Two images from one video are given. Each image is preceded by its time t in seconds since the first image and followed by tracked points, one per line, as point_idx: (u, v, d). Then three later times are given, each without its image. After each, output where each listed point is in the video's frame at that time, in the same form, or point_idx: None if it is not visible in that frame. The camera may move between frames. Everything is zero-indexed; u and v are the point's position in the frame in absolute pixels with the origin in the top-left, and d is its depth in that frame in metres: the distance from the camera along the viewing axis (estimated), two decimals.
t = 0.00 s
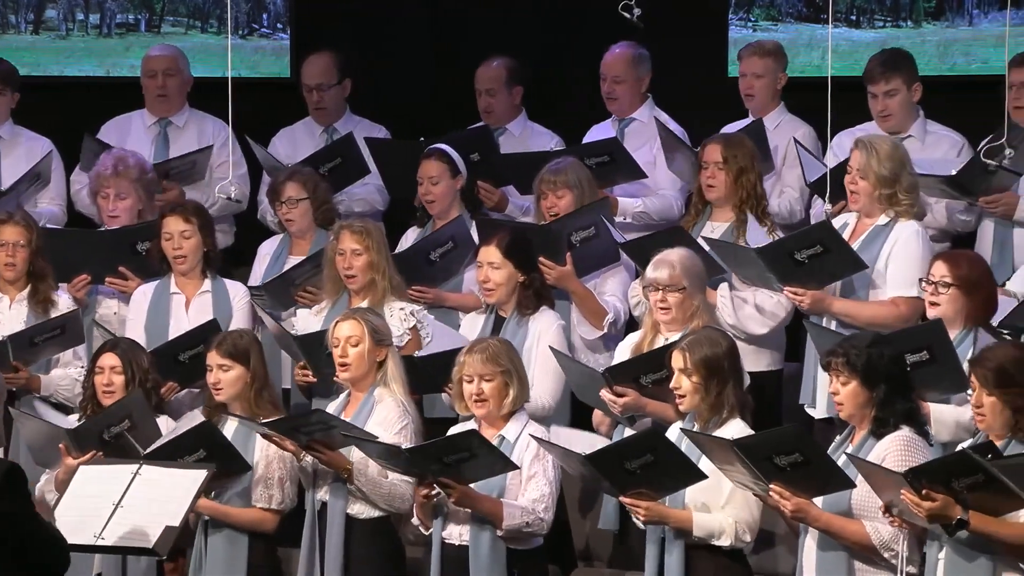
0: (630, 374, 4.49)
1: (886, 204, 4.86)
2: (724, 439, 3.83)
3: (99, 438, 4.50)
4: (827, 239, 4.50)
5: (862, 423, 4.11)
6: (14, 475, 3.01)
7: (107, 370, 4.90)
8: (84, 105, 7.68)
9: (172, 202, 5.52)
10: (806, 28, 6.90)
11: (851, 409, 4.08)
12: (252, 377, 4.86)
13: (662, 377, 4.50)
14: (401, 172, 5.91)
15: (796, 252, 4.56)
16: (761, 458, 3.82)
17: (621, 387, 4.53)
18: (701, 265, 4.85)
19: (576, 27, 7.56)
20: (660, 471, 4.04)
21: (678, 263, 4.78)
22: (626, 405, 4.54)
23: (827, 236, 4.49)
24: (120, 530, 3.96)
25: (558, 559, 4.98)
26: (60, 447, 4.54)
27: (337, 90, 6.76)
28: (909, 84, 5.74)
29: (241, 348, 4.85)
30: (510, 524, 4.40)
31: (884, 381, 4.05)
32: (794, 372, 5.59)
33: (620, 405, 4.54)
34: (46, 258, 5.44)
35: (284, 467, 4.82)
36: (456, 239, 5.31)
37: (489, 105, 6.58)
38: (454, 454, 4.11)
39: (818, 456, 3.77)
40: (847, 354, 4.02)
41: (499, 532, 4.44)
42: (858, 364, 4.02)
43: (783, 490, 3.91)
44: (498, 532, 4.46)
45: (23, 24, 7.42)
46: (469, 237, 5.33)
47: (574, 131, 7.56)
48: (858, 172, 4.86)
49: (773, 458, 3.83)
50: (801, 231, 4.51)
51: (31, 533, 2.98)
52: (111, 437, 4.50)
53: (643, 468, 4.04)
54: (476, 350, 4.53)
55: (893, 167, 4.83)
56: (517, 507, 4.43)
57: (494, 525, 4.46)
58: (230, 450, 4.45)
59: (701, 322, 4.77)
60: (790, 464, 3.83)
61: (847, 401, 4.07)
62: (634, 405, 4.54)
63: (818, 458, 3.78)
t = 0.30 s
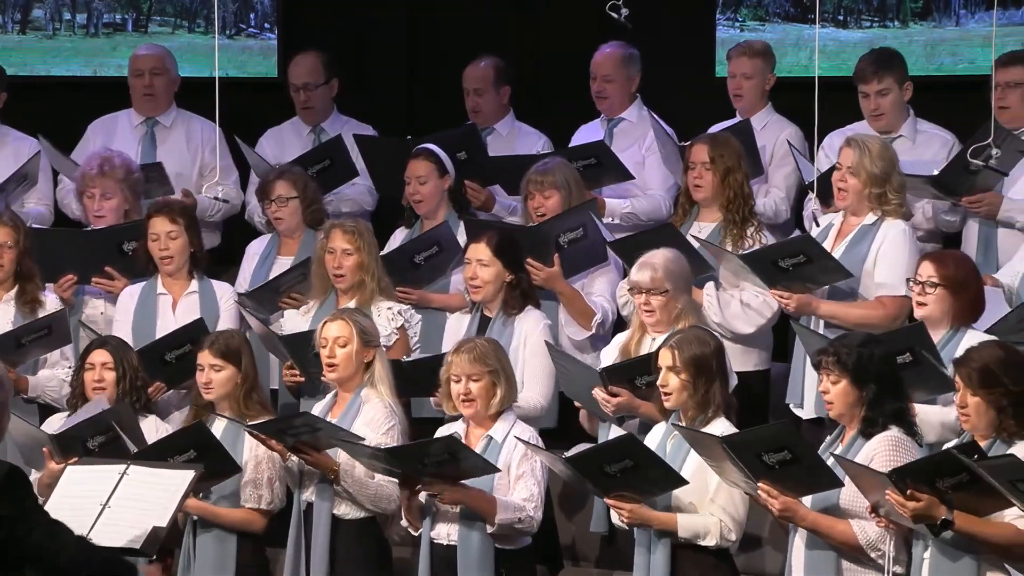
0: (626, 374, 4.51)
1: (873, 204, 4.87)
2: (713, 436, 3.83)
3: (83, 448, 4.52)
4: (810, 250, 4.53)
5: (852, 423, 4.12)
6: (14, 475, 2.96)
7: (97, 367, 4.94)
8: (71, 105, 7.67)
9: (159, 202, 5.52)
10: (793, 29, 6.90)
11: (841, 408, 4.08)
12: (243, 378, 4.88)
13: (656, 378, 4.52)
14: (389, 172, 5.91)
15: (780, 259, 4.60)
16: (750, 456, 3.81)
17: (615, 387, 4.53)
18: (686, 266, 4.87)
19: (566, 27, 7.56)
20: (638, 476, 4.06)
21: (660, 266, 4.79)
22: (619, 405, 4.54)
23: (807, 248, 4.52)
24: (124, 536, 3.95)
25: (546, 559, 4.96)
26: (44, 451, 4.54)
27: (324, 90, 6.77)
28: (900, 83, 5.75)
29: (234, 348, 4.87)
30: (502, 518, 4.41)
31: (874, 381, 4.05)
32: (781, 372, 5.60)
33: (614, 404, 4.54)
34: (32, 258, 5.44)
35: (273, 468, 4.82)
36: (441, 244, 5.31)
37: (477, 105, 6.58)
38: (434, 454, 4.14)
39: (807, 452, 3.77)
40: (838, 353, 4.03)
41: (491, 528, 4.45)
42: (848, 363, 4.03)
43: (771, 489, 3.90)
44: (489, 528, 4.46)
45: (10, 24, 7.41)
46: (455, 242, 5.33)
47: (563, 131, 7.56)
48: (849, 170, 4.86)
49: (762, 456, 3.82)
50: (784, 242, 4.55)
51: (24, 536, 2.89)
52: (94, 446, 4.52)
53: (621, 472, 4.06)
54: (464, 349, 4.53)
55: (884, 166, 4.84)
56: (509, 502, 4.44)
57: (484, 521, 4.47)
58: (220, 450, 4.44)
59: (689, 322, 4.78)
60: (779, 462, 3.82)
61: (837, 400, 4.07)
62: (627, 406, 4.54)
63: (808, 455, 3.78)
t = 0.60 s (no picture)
0: (612, 374, 4.51)
1: (862, 204, 4.88)
2: (700, 437, 3.84)
3: (61, 447, 4.48)
4: (798, 254, 4.53)
5: (839, 423, 4.11)
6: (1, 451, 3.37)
7: (87, 364, 4.92)
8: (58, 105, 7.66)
9: (145, 202, 5.52)
10: (780, 29, 6.91)
11: (829, 408, 4.08)
12: (234, 378, 4.89)
13: (642, 380, 4.52)
14: (378, 171, 5.87)
15: (771, 262, 4.60)
16: (734, 455, 3.81)
17: (601, 386, 4.53)
18: (672, 267, 4.88)
19: (555, 28, 7.56)
20: (626, 481, 4.06)
21: (647, 268, 4.79)
22: (605, 404, 4.55)
23: (796, 252, 4.52)
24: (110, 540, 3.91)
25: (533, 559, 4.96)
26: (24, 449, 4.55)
27: (312, 87, 6.79)
28: (889, 82, 5.75)
29: (226, 347, 4.88)
30: (509, 520, 4.44)
31: (862, 381, 4.06)
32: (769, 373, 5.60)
33: (599, 404, 4.54)
34: (19, 258, 5.42)
35: (261, 467, 4.82)
36: (428, 249, 5.31)
37: (463, 104, 6.59)
38: (422, 457, 4.13)
39: (791, 454, 3.77)
40: (827, 353, 4.04)
41: (494, 529, 4.47)
42: (838, 363, 4.04)
43: (755, 489, 3.92)
44: (492, 529, 4.48)
45: None
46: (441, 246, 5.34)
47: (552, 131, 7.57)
48: (842, 167, 4.85)
49: (746, 456, 3.82)
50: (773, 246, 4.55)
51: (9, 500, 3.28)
52: (74, 447, 4.47)
53: (609, 477, 4.06)
54: (450, 349, 4.53)
55: (876, 165, 4.85)
56: (515, 501, 4.45)
57: (480, 522, 4.47)
58: (210, 455, 4.47)
59: (676, 322, 4.78)
60: (762, 462, 3.82)
61: (826, 399, 4.08)
62: (613, 405, 4.54)
63: (793, 458, 3.78)
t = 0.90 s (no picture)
0: (597, 372, 4.53)
1: (849, 202, 4.88)
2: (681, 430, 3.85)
3: (39, 442, 4.54)
4: (783, 256, 4.54)
5: (822, 419, 4.13)
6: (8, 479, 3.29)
7: (75, 360, 4.92)
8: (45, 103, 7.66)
9: (132, 200, 5.53)
10: (766, 27, 6.91)
11: (813, 404, 4.10)
12: (222, 376, 4.89)
13: (626, 377, 4.54)
14: (365, 168, 5.83)
15: (757, 262, 4.61)
16: (716, 452, 3.83)
17: (586, 384, 4.54)
18: (661, 265, 4.88)
19: (544, 25, 7.55)
20: (618, 479, 4.07)
21: (636, 265, 4.80)
22: (590, 402, 4.54)
23: (781, 254, 4.53)
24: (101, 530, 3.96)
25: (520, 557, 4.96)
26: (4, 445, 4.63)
27: (299, 83, 6.79)
28: (879, 79, 5.76)
29: (214, 346, 4.88)
30: (495, 520, 4.42)
31: (848, 379, 4.08)
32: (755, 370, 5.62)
33: (585, 402, 4.53)
34: (7, 257, 5.41)
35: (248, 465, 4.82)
36: (416, 248, 5.30)
37: (450, 103, 6.58)
38: (408, 459, 4.14)
39: (773, 453, 3.78)
40: (816, 348, 4.06)
41: (482, 528, 4.45)
42: (825, 359, 4.06)
43: (737, 486, 3.94)
44: (480, 528, 4.48)
45: None
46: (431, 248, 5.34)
47: (540, 128, 7.57)
48: (830, 165, 4.84)
49: (728, 453, 3.84)
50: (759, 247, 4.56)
51: None
52: (52, 444, 4.52)
53: (600, 473, 4.08)
54: (437, 347, 4.53)
55: (864, 163, 4.85)
56: (501, 502, 4.44)
57: (470, 520, 4.47)
58: (197, 453, 4.47)
59: (664, 319, 4.80)
60: (744, 460, 3.84)
61: (811, 395, 4.09)
62: (598, 403, 4.54)
63: (774, 456, 3.79)
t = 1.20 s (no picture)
0: (585, 368, 4.51)
1: (835, 195, 4.90)
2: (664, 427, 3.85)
3: (24, 439, 4.53)
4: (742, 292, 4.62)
5: (806, 416, 4.13)
6: None
7: (62, 357, 4.92)
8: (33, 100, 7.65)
9: (118, 196, 5.55)
10: (754, 24, 6.91)
11: (798, 401, 4.10)
12: (209, 373, 4.88)
13: (614, 373, 4.53)
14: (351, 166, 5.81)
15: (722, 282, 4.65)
16: (699, 450, 3.83)
17: (574, 380, 4.54)
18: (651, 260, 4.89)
19: (532, 22, 7.55)
20: (608, 478, 4.07)
21: (630, 259, 4.79)
22: (578, 399, 4.55)
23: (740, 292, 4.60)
24: (82, 527, 3.97)
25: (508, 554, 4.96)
26: None
27: (287, 78, 6.80)
28: (867, 77, 5.76)
29: (201, 343, 4.87)
30: (482, 518, 4.42)
31: (834, 376, 4.09)
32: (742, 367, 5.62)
33: (573, 399, 4.55)
34: None
35: (235, 462, 4.82)
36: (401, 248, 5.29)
37: (436, 99, 6.60)
38: (395, 457, 4.14)
39: (757, 450, 3.78)
40: (803, 344, 4.05)
41: (469, 526, 4.45)
42: (812, 355, 4.06)
43: (718, 484, 3.96)
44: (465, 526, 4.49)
45: None
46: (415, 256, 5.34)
47: (530, 125, 7.57)
48: (814, 161, 4.86)
49: (711, 451, 3.84)
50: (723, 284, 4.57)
51: None
52: (39, 440, 4.51)
53: (591, 472, 4.07)
54: (423, 343, 4.52)
55: (847, 157, 4.88)
56: (488, 500, 4.44)
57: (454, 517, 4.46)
58: (182, 449, 4.43)
59: (654, 315, 4.80)
60: (727, 457, 3.84)
61: (796, 391, 4.09)
62: (586, 399, 4.55)
63: (756, 453, 3.79)
